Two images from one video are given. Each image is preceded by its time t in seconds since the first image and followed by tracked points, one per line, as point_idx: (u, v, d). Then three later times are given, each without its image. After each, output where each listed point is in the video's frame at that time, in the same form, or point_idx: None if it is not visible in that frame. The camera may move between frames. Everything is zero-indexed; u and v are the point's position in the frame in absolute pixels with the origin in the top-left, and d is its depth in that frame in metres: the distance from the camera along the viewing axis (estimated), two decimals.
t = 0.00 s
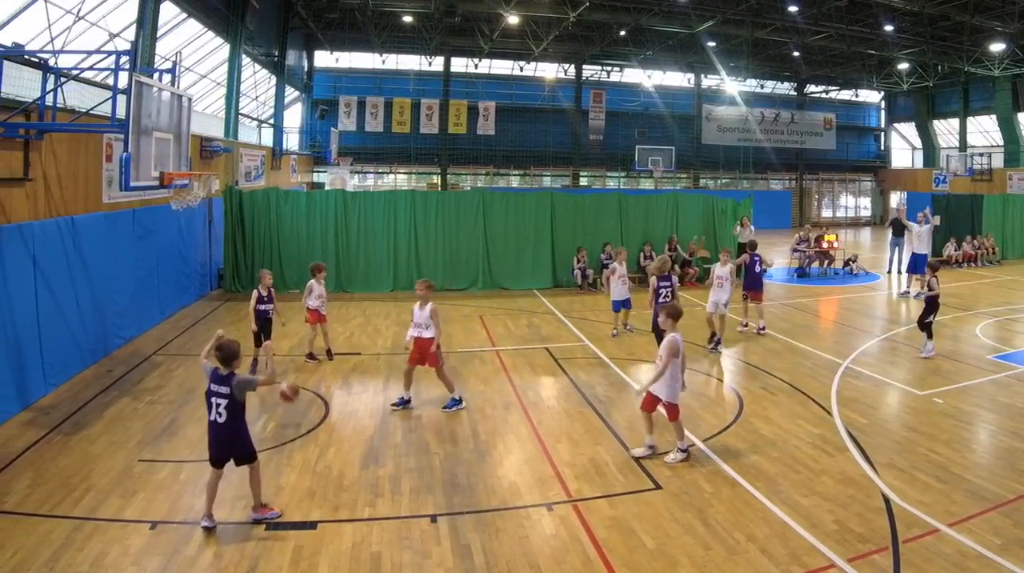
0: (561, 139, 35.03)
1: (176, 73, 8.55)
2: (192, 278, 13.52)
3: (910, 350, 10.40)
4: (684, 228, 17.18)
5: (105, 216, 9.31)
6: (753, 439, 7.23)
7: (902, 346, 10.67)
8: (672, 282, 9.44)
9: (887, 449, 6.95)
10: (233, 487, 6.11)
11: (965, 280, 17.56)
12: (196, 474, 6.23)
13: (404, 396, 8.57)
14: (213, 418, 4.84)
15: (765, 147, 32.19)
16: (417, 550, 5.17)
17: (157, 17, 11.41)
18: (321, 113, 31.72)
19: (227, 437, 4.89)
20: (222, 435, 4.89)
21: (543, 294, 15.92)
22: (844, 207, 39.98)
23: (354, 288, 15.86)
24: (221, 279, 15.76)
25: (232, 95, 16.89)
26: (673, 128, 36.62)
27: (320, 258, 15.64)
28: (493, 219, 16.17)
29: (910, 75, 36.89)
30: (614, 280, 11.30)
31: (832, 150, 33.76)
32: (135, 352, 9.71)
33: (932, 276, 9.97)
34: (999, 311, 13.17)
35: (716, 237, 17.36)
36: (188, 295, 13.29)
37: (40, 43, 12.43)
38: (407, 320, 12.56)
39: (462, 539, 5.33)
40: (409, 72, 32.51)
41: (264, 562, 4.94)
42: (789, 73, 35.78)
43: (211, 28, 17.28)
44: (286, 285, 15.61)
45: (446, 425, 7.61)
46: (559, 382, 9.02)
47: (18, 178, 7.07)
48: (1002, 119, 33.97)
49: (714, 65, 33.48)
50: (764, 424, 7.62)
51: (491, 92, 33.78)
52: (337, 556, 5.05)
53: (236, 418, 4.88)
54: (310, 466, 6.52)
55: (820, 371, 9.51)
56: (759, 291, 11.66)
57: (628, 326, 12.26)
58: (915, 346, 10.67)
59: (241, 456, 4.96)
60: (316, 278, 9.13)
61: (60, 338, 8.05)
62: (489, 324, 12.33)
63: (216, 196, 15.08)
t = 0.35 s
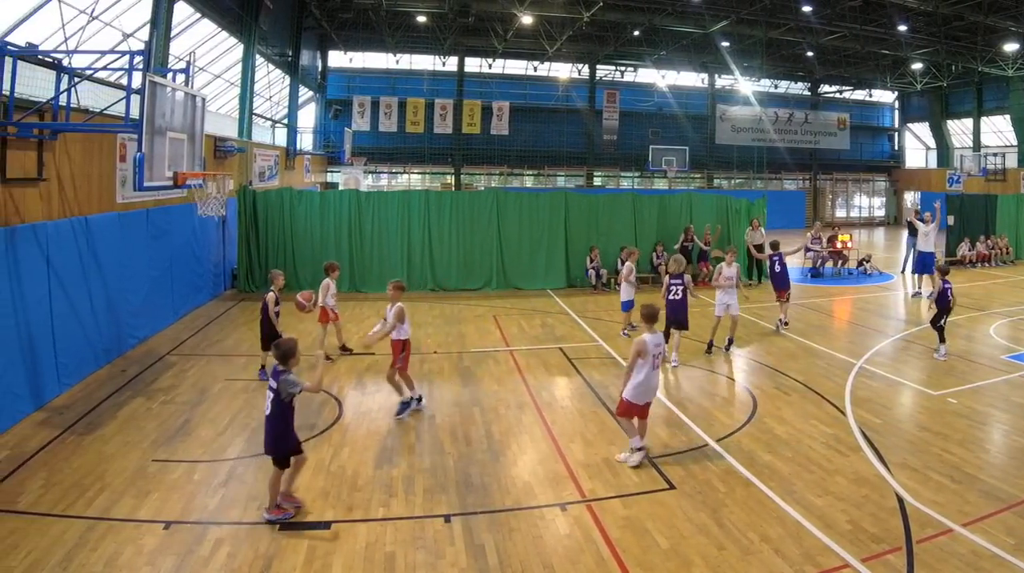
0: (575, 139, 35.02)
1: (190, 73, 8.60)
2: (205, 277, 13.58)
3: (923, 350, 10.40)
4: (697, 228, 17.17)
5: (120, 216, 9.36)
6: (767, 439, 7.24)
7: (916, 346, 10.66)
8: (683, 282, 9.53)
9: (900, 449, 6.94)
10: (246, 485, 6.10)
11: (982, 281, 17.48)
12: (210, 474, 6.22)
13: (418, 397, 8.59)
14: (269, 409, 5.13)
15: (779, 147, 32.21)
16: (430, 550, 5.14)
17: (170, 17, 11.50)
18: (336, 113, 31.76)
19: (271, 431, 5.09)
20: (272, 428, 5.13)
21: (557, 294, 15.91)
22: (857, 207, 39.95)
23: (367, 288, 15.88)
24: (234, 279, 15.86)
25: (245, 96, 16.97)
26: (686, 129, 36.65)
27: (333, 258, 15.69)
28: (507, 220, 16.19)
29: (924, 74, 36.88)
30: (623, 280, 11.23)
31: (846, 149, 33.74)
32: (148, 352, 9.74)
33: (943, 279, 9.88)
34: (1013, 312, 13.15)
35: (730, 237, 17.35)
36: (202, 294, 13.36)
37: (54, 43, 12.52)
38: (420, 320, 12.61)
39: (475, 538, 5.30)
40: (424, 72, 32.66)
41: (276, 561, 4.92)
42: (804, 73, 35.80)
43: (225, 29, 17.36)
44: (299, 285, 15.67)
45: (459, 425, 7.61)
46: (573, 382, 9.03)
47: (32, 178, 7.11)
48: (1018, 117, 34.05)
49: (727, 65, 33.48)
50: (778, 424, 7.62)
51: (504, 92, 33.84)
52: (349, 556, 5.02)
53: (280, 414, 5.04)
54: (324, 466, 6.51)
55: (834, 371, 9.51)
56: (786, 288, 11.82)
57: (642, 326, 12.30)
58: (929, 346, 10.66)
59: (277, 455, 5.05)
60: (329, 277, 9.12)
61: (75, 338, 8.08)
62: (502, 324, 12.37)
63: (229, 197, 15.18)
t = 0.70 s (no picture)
0: (575, 139, 35.01)
1: (190, 72, 8.60)
2: (205, 277, 13.60)
3: (924, 350, 10.39)
4: (698, 228, 17.17)
5: (121, 216, 9.37)
6: (767, 439, 7.24)
7: (916, 346, 10.66)
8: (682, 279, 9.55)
9: (900, 450, 6.94)
10: (246, 485, 6.10)
11: (982, 281, 17.47)
12: (210, 474, 6.22)
13: (418, 397, 8.59)
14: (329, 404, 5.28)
15: (779, 147, 32.21)
16: (430, 550, 5.13)
17: (170, 17, 11.51)
18: (336, 113, 31.74)
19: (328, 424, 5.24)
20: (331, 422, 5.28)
21: (557, 294, 15.90)
22: (857, 207, 39.97)
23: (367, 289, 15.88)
24: (234, 279, 15.88)
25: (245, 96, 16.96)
26: (686, 129, 36.66)
27: (333, 258, 15.69)
28: (507, 220, 16.20)
29: (923, 75, 36.90)
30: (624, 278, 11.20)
31: (846, 149, 33.74)
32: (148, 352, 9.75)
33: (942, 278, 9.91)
34: (1012, 312, 13.15)
35: (730, 237, 17.34)
36: (202, 294, 13.37)
37: (54, 44, 12.51)
38: (420, 320, 12.62)
39: (475, 538, 5.30)
40: (424, 72, 32.68)
41: (277, 562, 4.91)
42: (803, 73, 35.82)
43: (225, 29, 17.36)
44: (299, 286, 15.69)
45: (459, 425, 7.61)
46: (573, 382, 9.03)
47: (32, 178, 7.11)
48: (1017, 118, 34.04)
49: (727, 65, 33.48)
50: (778, 424, 7.62)
51: (504, 92, 33.86)
52: (350, 556, 5.02)
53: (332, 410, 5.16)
54: (324, 466, 6.51)
55: (834, 371, 9.52)
56: (790, 284, 11.88)
57: (641, 326, 12.30)
58: (929, 346, 10.66)
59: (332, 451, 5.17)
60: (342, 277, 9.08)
61: (75, 338, 8.08)
62: (502, 324, 12.38)
63: (229, 197, 15.21)
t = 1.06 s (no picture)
0: (574, 139, 35.01)
1: (190, 73, 8.60)
2: (206, 277, 13.61)
3: (924, 350, 10.39)
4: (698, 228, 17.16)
5: (121, 215, 9.38)
6: (766, 439, 7.24)
7: (916, 346, 10.66)
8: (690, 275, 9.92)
9: (900, 449, 6.94)
10: (246, 484, 6.10)
11: (982, 281, 17.48)
12: (210, 474, 6.22)
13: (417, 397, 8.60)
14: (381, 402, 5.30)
15: (779, 147, 32.22)
16: (430, 550, 5.13)
17: (170, 17, 11.51)
18: (336, 112, 31.74)
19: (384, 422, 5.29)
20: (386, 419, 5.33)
21: (557, 294, 15.90)
22: (857, 207, 39.99)
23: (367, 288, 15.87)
24: (235, 279, 15.89)
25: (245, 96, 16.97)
26: (686, 129, 36.68)
27: (333, 258, 15.70)
28: (507, 220, 16.21)
29: (924, 74, 36.91)
30: (631, 277, 11.31)
31: (846, 149, 33.75)
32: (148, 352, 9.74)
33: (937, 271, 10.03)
34: (1013, 312, 13.16)
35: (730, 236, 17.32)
36: (202, 293, 13.38)
37: (54, 43, 12.53)
38: (421, 320, 12.62)
39: (474, 538, 5.30)
40: (423, 72, 32.69)
41: (277, 562, 4.91)
42: (803, 73, 35.84)
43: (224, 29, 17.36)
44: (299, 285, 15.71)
45: (459, 425, 7.62)
46: (573, 382, 9.03)
47: (32, 178, 7.11)
48: (1018, 118, 34.03)
49: (727, 65, 33.49)
50: (777, 424, 7.63)
51: (504, 92, 33.87)
52: (350, 557, 5.01)
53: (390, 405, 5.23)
54: (324, 466, 6.50)
55: (834, 371, 9.52)
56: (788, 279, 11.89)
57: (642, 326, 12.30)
58: (929, 345, 10.66)
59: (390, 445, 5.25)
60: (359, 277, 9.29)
61: (75, 338, 8.08)
62: (503, 324, 12.38)
63: (230, 197, 15.21)
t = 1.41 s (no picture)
0: (574, 138, 34.99)
1: (190, 73, 8.60)
2: (206, 277, 13.60)
3: (924, 350, 10.40)
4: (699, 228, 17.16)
5: (121, 216, 9.38)
6: (766, 439, 7.24)
7: (916, 346, 10.66)
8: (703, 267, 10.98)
9: (900, 449, 6.95)
10: (246, 484, 6.10)
11: (982, 281, 17.47)
12: (211, 474, 6.22)
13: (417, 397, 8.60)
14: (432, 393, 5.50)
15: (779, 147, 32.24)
16: (430, 550, 5.13)
17: (170, 17, 11.51)
18: (336, 112, 31.74)
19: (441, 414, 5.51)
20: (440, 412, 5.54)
21: (557, 294, 15.91)
22: (857, 206, 40.00)
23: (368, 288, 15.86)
24: (235, 279, 15.90)
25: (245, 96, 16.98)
26: (686, 129, 36.71)
27: (333, 259, 15.70)
28: (507, 220, 16.21)
29: (924, 74, 36.91)
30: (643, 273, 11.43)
31: (846, 149, 33.77)
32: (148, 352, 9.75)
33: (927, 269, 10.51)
34: (1013, 312, 13.15)
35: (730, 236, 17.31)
36: (203, 293, 13.38)
37: (54, 44, 12.53)
38: (421, 320, 12.63)
39: (474, 538, 5.31)
40: (423, 72, 32.71)
41: (277, 562, 4.91)
42: (803, 73, 35.83)
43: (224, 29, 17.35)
44: (299, 285, 15.73)
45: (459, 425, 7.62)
46: (573, 382, 9.03)
47: (32, 178, 7.11)
48: (1018, 118, 34.01)
49: (727, 65, 33.48)
50: (777, 424, 7.63)
51: (504, 92, 33.88)
52: (350, 557, 5.02)
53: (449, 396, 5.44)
54: (324, 465, 6.50)
55: (834, 371, 9.52)
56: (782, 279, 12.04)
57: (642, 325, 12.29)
58: (930, 345, 10.67)
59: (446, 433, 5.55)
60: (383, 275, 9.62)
61: (75, 338, 8.08)
62: (503, 324, 12.38)
63: (230, 197, 15.20)
